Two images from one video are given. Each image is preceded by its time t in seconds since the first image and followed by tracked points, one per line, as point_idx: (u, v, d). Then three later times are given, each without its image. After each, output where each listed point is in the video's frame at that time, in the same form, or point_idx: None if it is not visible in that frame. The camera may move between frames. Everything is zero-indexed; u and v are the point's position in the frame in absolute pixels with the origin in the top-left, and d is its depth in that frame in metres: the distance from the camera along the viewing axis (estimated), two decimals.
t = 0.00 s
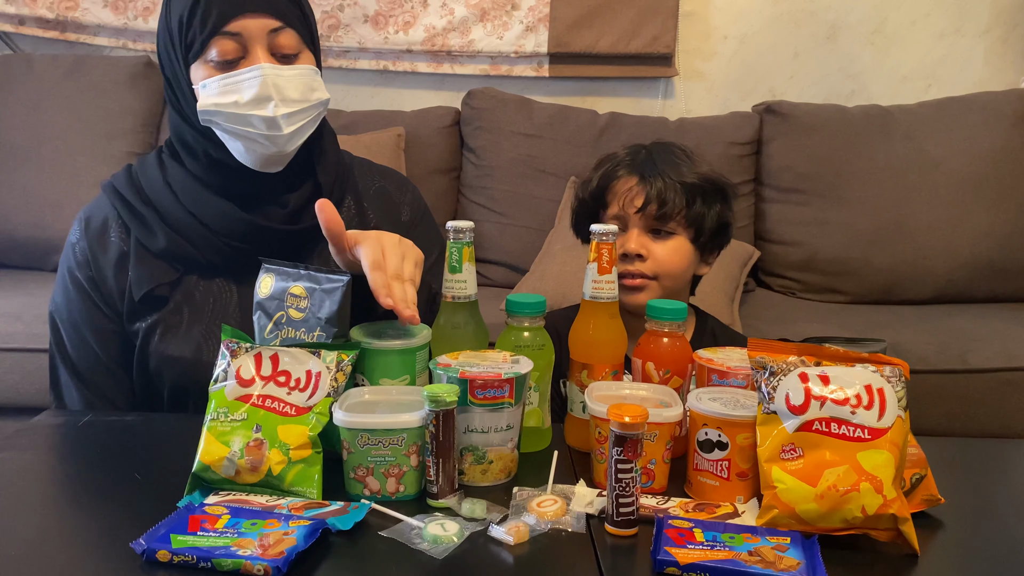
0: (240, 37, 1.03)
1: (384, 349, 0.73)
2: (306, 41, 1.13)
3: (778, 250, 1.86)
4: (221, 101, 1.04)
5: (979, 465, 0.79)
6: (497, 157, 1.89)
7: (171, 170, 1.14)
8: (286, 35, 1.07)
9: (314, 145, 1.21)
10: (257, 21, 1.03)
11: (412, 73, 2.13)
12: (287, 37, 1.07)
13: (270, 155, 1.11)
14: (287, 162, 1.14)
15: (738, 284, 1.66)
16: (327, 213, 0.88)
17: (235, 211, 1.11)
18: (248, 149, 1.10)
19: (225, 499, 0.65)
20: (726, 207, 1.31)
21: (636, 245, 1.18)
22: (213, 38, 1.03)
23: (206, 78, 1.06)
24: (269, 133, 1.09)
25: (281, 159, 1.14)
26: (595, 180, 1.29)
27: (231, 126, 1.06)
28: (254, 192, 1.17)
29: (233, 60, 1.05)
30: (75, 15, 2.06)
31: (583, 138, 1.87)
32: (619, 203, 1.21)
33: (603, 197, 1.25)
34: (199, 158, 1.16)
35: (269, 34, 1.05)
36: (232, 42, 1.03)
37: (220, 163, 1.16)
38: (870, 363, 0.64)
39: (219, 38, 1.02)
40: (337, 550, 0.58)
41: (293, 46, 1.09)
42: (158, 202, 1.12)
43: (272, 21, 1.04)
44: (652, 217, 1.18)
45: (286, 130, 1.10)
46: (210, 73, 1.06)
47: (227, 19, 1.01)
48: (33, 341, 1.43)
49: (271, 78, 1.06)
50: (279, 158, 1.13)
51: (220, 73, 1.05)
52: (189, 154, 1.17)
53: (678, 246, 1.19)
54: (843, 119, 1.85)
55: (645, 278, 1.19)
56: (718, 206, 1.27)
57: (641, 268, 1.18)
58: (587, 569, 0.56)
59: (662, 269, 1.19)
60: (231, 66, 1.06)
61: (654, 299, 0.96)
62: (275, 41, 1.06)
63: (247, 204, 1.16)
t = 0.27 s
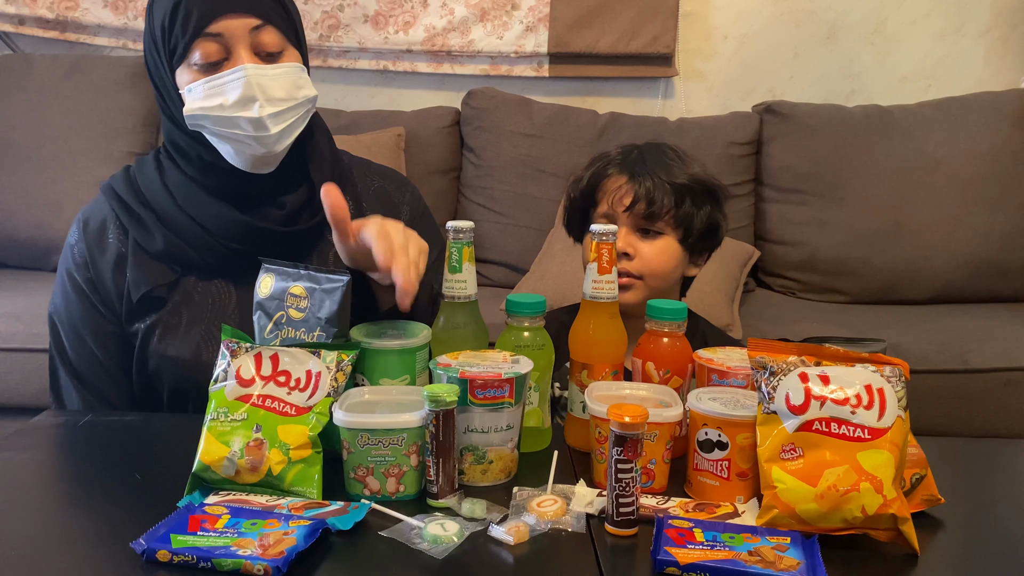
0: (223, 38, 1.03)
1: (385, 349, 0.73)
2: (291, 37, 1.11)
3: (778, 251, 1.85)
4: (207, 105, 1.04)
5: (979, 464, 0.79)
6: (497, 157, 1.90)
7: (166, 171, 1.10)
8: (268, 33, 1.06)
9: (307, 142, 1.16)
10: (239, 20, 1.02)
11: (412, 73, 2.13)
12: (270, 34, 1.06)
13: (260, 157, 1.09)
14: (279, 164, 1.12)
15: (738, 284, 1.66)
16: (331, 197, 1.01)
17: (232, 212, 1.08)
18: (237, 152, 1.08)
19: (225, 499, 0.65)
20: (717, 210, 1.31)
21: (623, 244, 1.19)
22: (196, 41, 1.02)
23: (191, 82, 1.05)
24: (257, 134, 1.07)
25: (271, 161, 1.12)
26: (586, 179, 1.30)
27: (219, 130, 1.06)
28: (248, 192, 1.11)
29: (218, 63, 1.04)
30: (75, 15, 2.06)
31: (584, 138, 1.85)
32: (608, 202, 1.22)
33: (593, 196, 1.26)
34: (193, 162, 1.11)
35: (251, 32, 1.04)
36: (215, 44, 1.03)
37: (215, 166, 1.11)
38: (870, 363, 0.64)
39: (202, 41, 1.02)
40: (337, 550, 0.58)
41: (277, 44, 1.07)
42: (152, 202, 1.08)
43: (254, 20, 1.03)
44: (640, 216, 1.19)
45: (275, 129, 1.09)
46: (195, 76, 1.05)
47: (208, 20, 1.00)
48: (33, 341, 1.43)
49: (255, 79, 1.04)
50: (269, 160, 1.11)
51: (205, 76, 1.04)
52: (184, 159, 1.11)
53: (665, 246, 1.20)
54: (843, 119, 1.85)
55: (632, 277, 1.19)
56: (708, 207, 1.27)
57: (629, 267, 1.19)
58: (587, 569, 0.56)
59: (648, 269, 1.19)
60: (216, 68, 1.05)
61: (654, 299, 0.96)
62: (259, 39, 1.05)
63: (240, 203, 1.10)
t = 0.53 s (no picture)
0: (215, 43, 1.02)
1: (385, 349, 0.73)
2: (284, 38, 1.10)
3: (778, 250, 1.85)
4: (203, 114, 1.04)
5: (980, 464, 0.79)
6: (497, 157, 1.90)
7: (164, 173, 1.10)
8: (260, 34, 1.04)
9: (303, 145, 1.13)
10: (229, 24, 1.01)
11: (412, 73, 2.13)
12: (262, 36, 1.04)
13: (260, 162, 1.09)
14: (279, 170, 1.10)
15: (738, 284, 1.66)
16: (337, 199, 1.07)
17: (229, 211, 1.07)
18: (237, 157, 1.08)
19: (225, 499, 0.65)
20: (715, 209, 1.29)
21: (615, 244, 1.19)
22: (189, 47, 1.01)
23: (186, 89, 1.04)
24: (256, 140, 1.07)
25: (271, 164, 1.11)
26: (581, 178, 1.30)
27: (218, 137, 1.06)
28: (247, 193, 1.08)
29: (212, 68, 1.03)
30: (75, 15, 2.06)
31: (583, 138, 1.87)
32: (601, 202, 1.22)
33: (586, 196, 1.26)
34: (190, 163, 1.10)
35: (243, 36, 1.03)
36: (207, 49, 1.02)
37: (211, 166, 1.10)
38: (870, 364, 0.64)
39: (194, 47, 1.01)
40: (336, 550, 0.58)
41: (269, 45, 1.06)
42: (150, 204, 1.08)
43: (245, 23, 1.02)
44: (632, 216, 1.19)
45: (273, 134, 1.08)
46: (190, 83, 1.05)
47: (199, 26, 0.99)
48: (33, 341, 1.43)
49: (250, 84, 1.04)
50: (268, 164, 1.09)
51: (200, 83, 1.04)
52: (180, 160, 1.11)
53: (658, 246, 1.20)
54: (843, 119, 1.85)
55: (625, 277, 1.19)
56: (706, 205, 1.26)
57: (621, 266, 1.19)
58: (587, 569, 0.56)
59: (641, 268, 1.19)
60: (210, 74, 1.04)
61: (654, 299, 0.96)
62: (250, 41, 1.04)
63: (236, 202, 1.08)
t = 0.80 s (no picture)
0: (214, 49, 1.01)
1: (385, 349, 0.73)
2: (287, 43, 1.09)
3: (778, 250, 1.85)
4: (199, 116, 1.03)
5: (979, 464, 0.79)
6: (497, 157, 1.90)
7: (164, 171, 1.08)
8: (261, 42, 1.04)
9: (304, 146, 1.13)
10: (230, 31, 1.01)
11: (412, 73, 2.13)
12: (262, 44, 1.04)
13: (254, 167, 1.07)
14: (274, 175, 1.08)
15: (738, 284, 1.66)
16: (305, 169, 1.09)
17: (229, 210, 1.07)
18: (231, 161, 1.07)
19: (225, 498, 0.65)
20: (715, 209, 1.29)
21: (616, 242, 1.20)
22: (188, 51, 1.01)
23: (184, 92, 1.03)
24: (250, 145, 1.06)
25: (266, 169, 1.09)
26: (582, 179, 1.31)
27: (212, 141, 1.05)
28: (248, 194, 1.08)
29: (211, 73, 1.03)
30: (75, 15, 2.06)
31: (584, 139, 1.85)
32: (602, 201, 1.23)
33: (588, 196, 1.26)
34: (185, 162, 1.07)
35: (243, 43, 1.03)
36: (207, 54, 1.02)
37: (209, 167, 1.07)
38: (870, 364, 0.64)
39: (194, 51, 1.01)
40: (336, 550, 0.58)
41: (270, 53, 1.06)
42: (150, 203, 1.08)
43: (245, 30, 1.02)
44: (634, 215, 1.20)
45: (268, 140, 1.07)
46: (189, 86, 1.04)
47: (200, 32, 1.00)
48: (33, 341, 1.43)
49: (247, 91, 1.03)
50: (263, 170, 1.08)
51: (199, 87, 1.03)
52: (180, 161, 1.07)
53: (658, 245, 1.20)
54: (843, 119, 1.85)
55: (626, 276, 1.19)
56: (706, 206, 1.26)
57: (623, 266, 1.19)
58: (587, 569, 0.56)
59: (642, 267, 1.19)
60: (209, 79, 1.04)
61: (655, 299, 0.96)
62: (251, 48, 1.04)
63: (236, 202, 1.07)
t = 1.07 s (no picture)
0: (207, 51, 1.01)
1: (385, 349, 0.73)
2: (280, 46, 1.09)
3: (778, 250, 1.85)
4: (190, 117, 1.03)
5: (979, 464, 0.79)
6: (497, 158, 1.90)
7: (164, 173, 1.13)
8: (254, 45, 1.04)
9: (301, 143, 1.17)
10: (223, 34, 1.00)
11: (412, 73, 2.13)
12: (256, 46, 1.04)
13: (245, 167, 1.11)
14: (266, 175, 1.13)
15: (738, 284, 1.66)
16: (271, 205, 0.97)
17: (227, 211, 1.11)
18: (223, 161, 1.10)
19: (225, 499, 0.65)
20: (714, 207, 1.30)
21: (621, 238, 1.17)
22: (181, 53, 1.00)
23: (179, 92, 1.04)
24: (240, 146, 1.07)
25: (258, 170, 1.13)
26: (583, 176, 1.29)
27: (203, 140, 1.06)
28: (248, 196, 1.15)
29: (203, 75, 1.02)
30: (75, 15, 2.06)
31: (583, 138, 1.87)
32: (606, 196, 1.20)
33: (590, 191, 1.24)
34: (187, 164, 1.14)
35: (236, 45, 1.02)
36: (200, 56, 1.01)
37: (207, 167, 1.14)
38: (870, 364, 0.64)
39: (187, 52, 1.00)
40: (336, 550, 0.58)
41: (262, 56, 1.05)
42: (151, 205, 1.11)
43: (238, 33, 1.01)
44: (637, 211, 1.18)
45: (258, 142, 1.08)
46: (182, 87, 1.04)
47: (193, 33, 0.98)
48: (33, 342, 1.43)
49: (238, 92, 1.02)
50: (256, 169, 1.12)
51: (191, 88, 1.03)
52: (179, 160, 1.14)
53: (662, 242, 1.18)
54: (843, 119, 1.85)
55: (629, 273, 1.18)
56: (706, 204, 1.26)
57: (626, 262, 1.17)
58: (587, 569, 0.56)
59: (646, 264, 1.18)
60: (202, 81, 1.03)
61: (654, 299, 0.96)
62: (244, 50, 1.03)
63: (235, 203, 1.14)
